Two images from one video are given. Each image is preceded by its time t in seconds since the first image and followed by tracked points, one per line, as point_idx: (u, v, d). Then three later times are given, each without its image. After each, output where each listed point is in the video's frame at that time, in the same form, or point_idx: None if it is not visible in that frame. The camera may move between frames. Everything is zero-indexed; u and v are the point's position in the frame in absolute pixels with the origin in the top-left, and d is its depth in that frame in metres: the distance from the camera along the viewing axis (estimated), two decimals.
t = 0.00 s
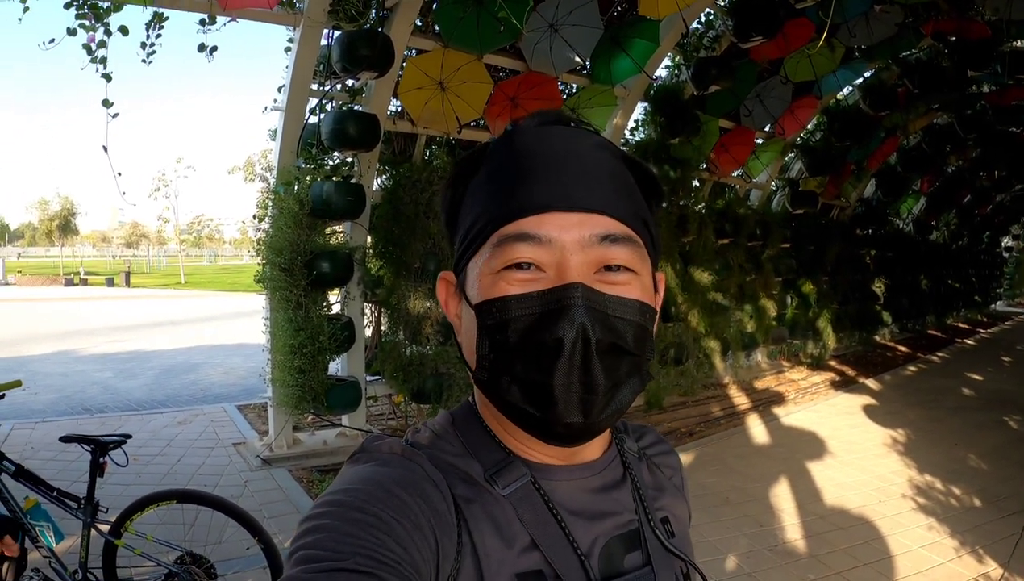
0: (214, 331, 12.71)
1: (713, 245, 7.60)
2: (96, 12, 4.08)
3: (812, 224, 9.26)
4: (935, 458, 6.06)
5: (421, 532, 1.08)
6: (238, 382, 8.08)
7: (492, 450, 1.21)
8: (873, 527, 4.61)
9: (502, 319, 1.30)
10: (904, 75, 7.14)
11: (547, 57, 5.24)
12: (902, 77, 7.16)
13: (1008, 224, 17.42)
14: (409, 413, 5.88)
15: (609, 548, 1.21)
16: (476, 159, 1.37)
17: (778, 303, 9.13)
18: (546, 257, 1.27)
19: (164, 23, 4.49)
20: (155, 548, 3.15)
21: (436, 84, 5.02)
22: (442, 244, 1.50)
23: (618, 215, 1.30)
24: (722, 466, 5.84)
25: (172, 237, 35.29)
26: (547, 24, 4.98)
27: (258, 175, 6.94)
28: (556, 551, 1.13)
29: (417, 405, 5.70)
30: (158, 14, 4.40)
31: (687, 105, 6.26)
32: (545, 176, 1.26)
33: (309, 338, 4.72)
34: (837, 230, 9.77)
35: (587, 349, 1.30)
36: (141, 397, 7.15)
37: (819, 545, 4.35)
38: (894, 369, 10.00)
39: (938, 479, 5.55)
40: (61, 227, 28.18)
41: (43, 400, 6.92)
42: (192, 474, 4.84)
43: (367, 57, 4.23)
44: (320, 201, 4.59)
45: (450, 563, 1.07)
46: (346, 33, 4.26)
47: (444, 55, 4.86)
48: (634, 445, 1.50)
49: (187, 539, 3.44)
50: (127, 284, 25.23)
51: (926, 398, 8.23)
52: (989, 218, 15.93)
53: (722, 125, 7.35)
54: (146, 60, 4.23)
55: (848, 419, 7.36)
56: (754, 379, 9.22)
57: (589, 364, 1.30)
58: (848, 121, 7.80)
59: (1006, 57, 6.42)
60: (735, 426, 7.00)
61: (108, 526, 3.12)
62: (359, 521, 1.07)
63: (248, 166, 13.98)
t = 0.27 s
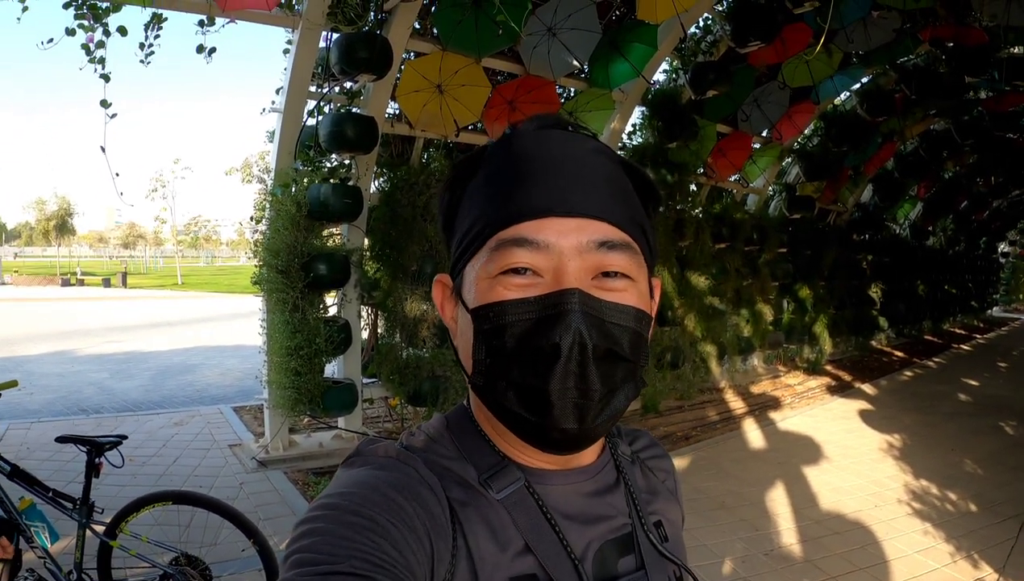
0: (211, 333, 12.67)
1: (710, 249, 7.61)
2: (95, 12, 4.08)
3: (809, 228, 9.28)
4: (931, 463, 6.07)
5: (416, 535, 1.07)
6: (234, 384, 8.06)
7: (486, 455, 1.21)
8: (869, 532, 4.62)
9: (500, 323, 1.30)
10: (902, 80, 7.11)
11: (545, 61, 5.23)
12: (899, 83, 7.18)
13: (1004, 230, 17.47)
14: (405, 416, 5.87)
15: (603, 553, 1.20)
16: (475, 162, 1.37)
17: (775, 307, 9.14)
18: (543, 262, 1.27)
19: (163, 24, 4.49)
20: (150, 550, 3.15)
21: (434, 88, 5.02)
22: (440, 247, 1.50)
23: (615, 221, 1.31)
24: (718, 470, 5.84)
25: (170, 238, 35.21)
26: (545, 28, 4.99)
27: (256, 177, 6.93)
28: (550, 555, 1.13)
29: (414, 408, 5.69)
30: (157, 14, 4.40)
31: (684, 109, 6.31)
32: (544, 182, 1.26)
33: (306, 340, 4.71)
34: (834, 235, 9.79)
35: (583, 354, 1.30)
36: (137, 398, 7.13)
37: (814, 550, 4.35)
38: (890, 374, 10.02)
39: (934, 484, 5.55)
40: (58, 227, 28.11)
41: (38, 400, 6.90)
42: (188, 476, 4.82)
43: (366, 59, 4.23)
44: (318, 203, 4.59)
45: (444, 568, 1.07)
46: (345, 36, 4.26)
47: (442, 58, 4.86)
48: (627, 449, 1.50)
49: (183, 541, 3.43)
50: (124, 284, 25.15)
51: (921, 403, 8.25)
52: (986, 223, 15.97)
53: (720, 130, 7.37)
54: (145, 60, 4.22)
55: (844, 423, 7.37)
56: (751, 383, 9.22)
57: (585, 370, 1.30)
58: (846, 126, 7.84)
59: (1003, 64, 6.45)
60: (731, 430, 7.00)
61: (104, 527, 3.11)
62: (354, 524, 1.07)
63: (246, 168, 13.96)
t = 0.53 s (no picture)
0: (214, 335, 12.69)
1: (713, 250, 7.60)
2: (98, 15, 4.10)
3: (812, 229, 9.26)
4: (935, 464, 6.05)
5: (418, 536, 1.08)
6: (237, 386, 8.07)
7: (488, 455, 1.21)
8: (872, 533, 4.60)
9: (512, 322, 1.30)
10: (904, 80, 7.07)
11: (547, 63, 5.24)
12: (902, 82, 7.17)
13: (1008, 230, 17.39)
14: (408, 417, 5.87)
15: (604, 555, 1.21)
16: (477, 162, 1.36)
17: (777, 308, 9.12)
18: (556, 261, 1.28)
19: (165, 27, 4.51)
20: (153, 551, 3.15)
21: (436, 89, 5.03)
22: (441, 247, 1.49)
23: (626, 220, 1.32)
24: (721, 471, 5.83)
25: (172, 240, 35.28)
26: (547, 29, 4.99)
27: (258, 179, 6.95)
28: (552, 557, 1.13)
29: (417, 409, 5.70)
30: (159, 17, 4.42)
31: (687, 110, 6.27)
32: (554, 181, 1.27)
33: (308, 341, 4.72)
34: (836, 236, 9.78)
35: (598, 351, 1.31)
36: (141, 400, 7.14)
37: (817, 550, 4.34)
38: (893, 374, 10.00)
39: (937, 485, 5.54)
40: (61, 229, 28.21)
41: (42, 402, 6.91)
42: (191, 477, 4.83)
43: (368, 61, 4.25)
44: (320, 204, 4.59)
45: (446, 568, 1.08)
46: (347, 38, 4.26)
47: (444, 60, 4.86)
48: (629, 450, 1.50)
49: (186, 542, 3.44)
50: (127, 287, 25.20)
51: (925, 403, 8.22)
52: (990, 223, 15.92)
53: (722, 131, 7.37)
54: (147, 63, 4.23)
55: (847, 424, 7.35)
56: (753, 384, 9.21)
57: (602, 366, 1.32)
58: (847, 125, 7.74)
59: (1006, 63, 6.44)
60: (734, 431, 6.99)
61: (107, 528, 3.12)
62: (356, 525, 1.06)
63: (249, 170, 13.99)
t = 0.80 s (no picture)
0: (216, 338, 12.69)
1: (714, 252, 7.59)
2: (99, 20, 4.12)
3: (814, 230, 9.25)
4: (937, 465, 6.03)
5: (416, 536, 1.07)
6: (239, 389, 8.07)
7: (488, 456, 1.21)
8: (875, 534, 4.59)
9: (515, 323, 1.29)
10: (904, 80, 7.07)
11: (547, 66, 5.23)
12: (902, 83, 7.16)
13: (1010, 230, 17.35)
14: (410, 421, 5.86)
15: (602, 555, 1.20)
16: (478, 163, 1.35)
17: (779, 309, 9.11)
18: (559, 263, 1.28)
19: (166, 31, 4.52)
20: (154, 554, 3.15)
21: (436, 93, 5.03)
22: (440, 247, 1.48)
23: (627, 223, 1.32)
24: (723, 473, 5.82)
25: (174, 244, 35.33)
26: (548, 32, 4.98)
27: (259, 183, 6.96)
28: (551, 558, 1.13)
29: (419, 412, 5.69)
30: (160, 21, 4.44)
31: (688, 112, 6.27)
32: (557, 183, 1.26)
33: (310, 345, 4.71)
34: (837, 237, 9.77)
35: (601, 353, 1.31)
36: (142, 404, 7.15)
37: (820, 552, 4.32)
38: (896, 376, 9.97)
39: (940, 486, 5.52)
40: (63, 233, 28.26)
41: (44, 406, 6.92)
42: (192, 481, 4.83)
43: (369, 65, 4.25)
44: (321, 208, 4.58)
45: (444, 568, 1.08)
46: (348, 41, 4.27)
47: (444, 63, 4.88)
48: (626, 451, 1.50)
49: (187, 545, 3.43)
50: (129, 291, 25.22)
51: (927, 404, 8.20)
52: (991, 223, 15.88)
53: (723, 133, 7.37)
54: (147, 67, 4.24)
55: (849, 426, 7.33)
56: (755, 386, 9.19)
57: (605, 369, 1.32)
58: (848, 127, 7.74)
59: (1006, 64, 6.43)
60: (736, 433, 6.97)
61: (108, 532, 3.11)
62: (354, 526, 1.06)
63: (250, 174, 14.01)
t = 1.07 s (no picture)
0: (216, 342, 12.67)
1: (714, 257, 7.60)
2: (100, 23, 4.14)
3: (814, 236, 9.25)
4: (937, 470, 6.01)
5: (417, 536, 1.07)
6: (239, 393, 8.06)
7: (488, 457, 1.20)
8: (874, 540, 4.57)
9: (519, 323, 1.29)
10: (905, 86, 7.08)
11: (547, 71, 5.27)
12: (902, 89, 7.18)
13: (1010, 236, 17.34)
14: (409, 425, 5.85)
15: (602, 556, 1.20)
16: (481, 166, 1.36)
17: (779, 315, 9.10)
18: (562, 264, 1.27)
19: (168, 35, 4.54)
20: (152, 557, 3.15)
21: (437, 97, 5.05)
22: (442, 248, 1.47)
23: (630, 225, 1.32)
24: (723, 479, 5.80)
25: (175, 248, 35.33)
26: (548, 37, 5.00)
27: (260, 188, 6.98)
28: (551, 559, 1.12)
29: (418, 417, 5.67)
30: (162, 25, 4.46)
31: (687, 117, 6.27)
32: (560, 184, 1.26)
33: (310, 348, 4.70)
34: (837, 242, 9.77)
35: (604, 354, 1.31)
36: (142, 407, 7.14)
37: (819, 558, 4.31)
38: (896, 381, 9.95)
39: (940, 491, 5.50)
40: (64, 237, 28.26)
41: (43, 409, 6.91)
42: (191, 484, 4.82)
43: (370, 69, 4.25)
44: (321, 212, 4.59)
45: (445, 568, 1.07)
46: (348, 45, 4.27)
47: (444, 68, 4.89)
48: (626, 454, 1.50)
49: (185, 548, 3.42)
50: (129, 295, 25.21)
51: (927, 410, 8.18)
52: (991, 229, 15.88)
53: (723, 138, 7.39)
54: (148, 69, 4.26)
55: (849, 431, 7.31)
56: (756, 391, 9.18)
57: (608, 369, 1.32)
58: (848, 132, 7.75)
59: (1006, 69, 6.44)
60: (736, 439, 6.96)
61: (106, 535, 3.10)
62: (354, 525, 1.05)
63: (251, 178, 14.03)
